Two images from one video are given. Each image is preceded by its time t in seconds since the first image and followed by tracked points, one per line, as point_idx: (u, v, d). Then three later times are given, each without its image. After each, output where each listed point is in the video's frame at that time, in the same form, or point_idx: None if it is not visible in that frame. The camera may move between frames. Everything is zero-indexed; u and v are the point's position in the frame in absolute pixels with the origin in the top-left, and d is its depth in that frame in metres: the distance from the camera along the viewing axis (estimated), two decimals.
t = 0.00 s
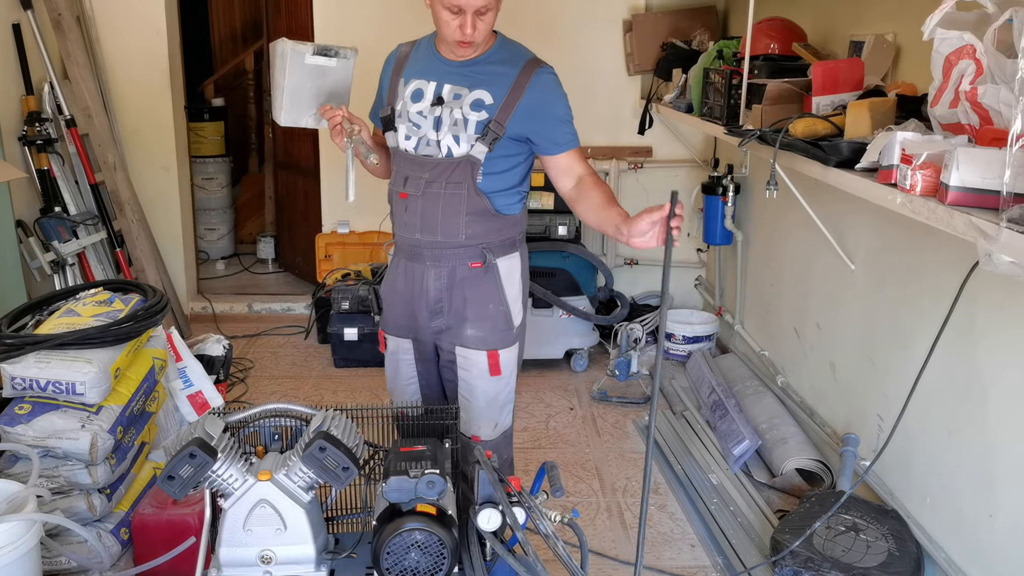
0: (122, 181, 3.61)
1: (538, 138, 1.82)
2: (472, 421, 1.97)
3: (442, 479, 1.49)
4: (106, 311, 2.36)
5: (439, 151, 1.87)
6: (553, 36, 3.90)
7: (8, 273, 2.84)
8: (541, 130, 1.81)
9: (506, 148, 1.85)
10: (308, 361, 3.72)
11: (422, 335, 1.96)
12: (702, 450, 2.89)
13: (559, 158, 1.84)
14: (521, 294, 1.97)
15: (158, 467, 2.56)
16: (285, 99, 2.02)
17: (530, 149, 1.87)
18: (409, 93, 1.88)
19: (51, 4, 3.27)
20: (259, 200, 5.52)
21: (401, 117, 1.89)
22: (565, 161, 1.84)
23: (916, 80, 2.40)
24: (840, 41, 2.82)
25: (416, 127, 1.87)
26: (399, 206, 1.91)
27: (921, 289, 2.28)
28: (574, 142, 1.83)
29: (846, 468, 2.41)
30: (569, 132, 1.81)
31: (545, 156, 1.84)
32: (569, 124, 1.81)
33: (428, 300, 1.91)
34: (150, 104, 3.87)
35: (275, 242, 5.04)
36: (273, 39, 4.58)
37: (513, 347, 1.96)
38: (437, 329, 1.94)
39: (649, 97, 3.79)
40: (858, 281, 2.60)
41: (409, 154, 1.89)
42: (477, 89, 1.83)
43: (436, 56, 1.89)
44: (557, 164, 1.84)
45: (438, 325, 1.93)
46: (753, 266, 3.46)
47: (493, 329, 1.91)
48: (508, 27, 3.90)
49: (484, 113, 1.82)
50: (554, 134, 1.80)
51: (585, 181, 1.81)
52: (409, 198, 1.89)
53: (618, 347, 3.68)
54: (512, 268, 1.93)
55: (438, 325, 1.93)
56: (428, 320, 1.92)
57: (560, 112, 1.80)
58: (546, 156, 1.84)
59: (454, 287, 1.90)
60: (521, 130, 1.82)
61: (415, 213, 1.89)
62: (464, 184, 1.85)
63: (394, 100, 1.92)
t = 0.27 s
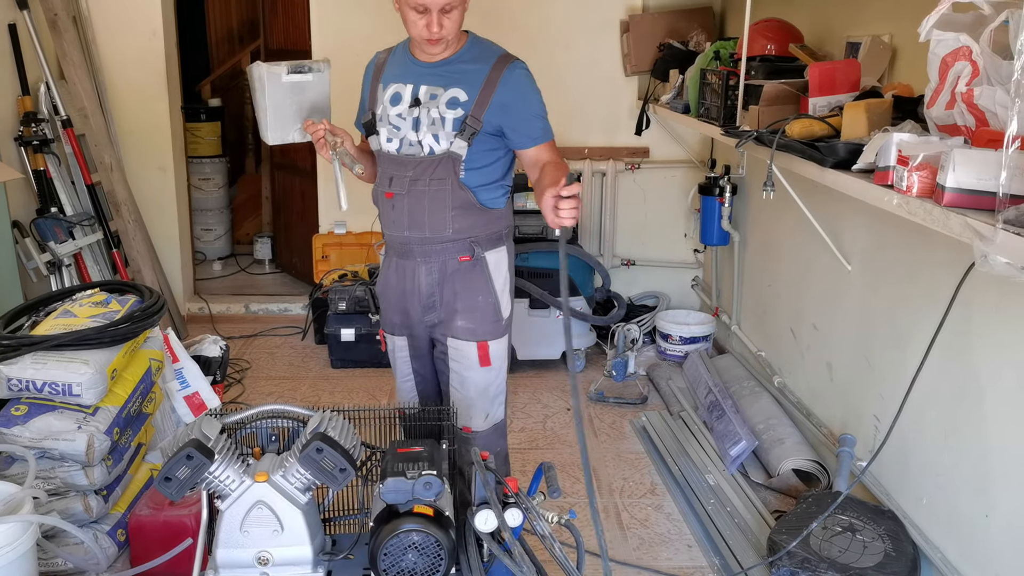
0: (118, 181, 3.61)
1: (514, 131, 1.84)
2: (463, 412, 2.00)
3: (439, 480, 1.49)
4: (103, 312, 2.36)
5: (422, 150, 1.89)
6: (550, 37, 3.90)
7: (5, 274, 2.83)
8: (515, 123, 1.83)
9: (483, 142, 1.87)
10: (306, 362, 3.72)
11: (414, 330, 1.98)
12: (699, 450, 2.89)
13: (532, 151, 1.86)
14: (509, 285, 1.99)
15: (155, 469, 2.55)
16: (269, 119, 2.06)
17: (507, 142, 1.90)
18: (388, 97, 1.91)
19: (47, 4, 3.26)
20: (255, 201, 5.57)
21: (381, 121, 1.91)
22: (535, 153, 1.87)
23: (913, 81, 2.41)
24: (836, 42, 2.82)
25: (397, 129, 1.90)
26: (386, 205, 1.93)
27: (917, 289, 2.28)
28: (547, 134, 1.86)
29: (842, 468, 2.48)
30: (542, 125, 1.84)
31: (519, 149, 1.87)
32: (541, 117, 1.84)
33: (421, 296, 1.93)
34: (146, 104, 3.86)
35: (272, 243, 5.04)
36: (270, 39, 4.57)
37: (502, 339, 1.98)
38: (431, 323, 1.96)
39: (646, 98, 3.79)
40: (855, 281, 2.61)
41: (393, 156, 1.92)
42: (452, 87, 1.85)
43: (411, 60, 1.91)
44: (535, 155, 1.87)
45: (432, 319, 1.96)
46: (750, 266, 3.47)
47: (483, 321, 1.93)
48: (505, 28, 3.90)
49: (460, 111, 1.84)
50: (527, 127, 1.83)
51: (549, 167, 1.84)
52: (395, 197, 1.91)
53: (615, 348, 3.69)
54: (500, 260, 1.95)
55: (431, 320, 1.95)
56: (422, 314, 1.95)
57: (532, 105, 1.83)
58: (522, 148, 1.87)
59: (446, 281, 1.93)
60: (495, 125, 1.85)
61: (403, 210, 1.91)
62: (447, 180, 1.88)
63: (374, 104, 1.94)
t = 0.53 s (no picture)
0: (116, 182, 3.60)
1: (494, 121, 1.86)
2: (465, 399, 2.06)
3: (438, 482, 1.48)
4: (100, 314, 2.36)
5: (414, 154, 1.93)
6: (548, 38, 3.91)
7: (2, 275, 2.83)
8: (494, 112, 1.85)
9: (469, 137, 1.91)
10: (304, 363, 3.72)
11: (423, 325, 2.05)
12: (698, 451, 2.89)
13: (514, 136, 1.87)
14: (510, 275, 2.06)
15: (153, 471, 2.55)
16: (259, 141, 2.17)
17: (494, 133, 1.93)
18: (373, 108, 1.95)
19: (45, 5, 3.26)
20: (253, 202, 5.56)
21: (370, 131, 1.96)
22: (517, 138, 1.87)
23: (910, 83, 2.41)
24: (834, 44, 2.82)
25: (386, 138, 1.95)
26: (387, 212, 1.98)
27: (915, 290, 2.28)
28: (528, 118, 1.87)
29: (841, 470, 2.47)
30: (521, 110, 1.85)
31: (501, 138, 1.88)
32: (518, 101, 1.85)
33: (429, 293, 2.00)
34: (143, 105, 3.86)
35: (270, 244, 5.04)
36: (268, 40, 4.57)
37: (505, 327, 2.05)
38: (439, 319, 2.04)
39: (644, 99, 3.79)
40: (853, 283, 2.61)
41: (387, 163, 1.95)
42: (431, 88, 1.88)
43: (388, 68, 1.94)
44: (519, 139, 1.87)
45: (440, 314, 2.03)
46: (749, 267, 3.47)
47: (487, 311, 2.00)
48: (503, 29, 3.90)
49: (441, 111, 1.88)
50: (505, 114, 1.84)
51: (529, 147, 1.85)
52: (395, 203, 1.95)
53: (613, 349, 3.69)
54: (503, 253, 2.02)
55: (439, 315, 2.03)
56: (430, 311, 2.02)
57: (508, 92, 1.84)
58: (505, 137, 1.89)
59: (452, 278, 1.99)
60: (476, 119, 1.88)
61: (404, 215, 1.95)
62: (443, 179, 1.92)
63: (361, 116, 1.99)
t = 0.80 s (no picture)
0: (117, 183, 3.60)
1: (500, 119, 1.84)
2: (482, 405, 2.02)
3: (439, 484, 1.48)
4: (101, 315, 2.35)
5: (418, 151, 1.91)
6: (548, 39, 3.91)
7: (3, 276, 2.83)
8: (500, 110, 1.83)
9: (472, 135, 1.88)
10: (305, 364, 3.72)
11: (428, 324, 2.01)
12: (699, 452, 2.89)
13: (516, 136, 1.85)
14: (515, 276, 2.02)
15: (153, 472, 2.54)
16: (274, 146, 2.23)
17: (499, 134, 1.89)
18: (381, 105, 1.94)
19: (45, 6, 3.26)
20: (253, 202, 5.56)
21: (378, 128, 1.95)
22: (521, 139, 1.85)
23: (911, 84, 2.40)
24: (836, 44, 2.82)
25: (392, 134, 1.93)
26: (390, 209, 1.95)
27: (916, 291, 2.28)
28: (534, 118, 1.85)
29: (842, 471, 2.46)
30: (528, 110, 1.83)
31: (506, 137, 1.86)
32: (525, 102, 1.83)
33: (431, 291, 1.96)
34: (143, 106, 3.85)
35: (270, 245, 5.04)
36: (269, 41, 4.57)
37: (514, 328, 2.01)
38: (443, 318, 1.99)
39: (645, 100, 3.79)
40: (854, 284, 2.61)
41: (391, 160, 1.94)
42: (436, 85, 1.86)
43: (398, 65, 1.93)
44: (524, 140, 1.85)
45: (443, 313, 1.98)
46: (750, 268, 3.46)
47: (495, 313, 1.95)
48: (502, 30, 3.90)
49: (445, 108, 1.85)
50: (512, 112, 1.82)
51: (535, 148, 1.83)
52: (398, 199, 1.92)
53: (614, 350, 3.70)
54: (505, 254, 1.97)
55: (443, 314, 1.98)
56: (434, 309, 1.98)
57: (515, 92, 1.83)
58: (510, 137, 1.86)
59: (455, 276, 1.95)
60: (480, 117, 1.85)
61: (406, 211, 1.92)
62: (445, 177, 1.88)
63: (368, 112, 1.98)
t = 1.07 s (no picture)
0: (119, 183, 3.60)
1: (529, 123, 1.81)
2: (491, 414, 1.99)
3: (442, 483, 1.48)
4: (104, 315, 2.35)
5: (444, 148, 1.89)
6: (551, 39, 3.91)
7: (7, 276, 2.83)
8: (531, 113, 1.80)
9: (502, 137, 1.85)
10: (307, 364, 3.72)
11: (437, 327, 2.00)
12: (701, 452, 2.89)
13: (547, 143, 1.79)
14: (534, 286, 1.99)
15: (156, 472, 2.54)
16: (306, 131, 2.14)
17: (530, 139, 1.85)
18: (412, 99, 1.93)
19: (48, 6, 3.26)
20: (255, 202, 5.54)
21: (406, 121, 1.94)
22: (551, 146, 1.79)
23: (916, 84, 2.40)
24: (839, 44, 2.82)
25: (419, 129, 1.92)
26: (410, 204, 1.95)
27: (920, 291, 2.28)
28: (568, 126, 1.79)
29: (847, 471, 2.36)
30: (561, 117, 1.78)
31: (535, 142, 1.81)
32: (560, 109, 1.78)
33: (443, 293, 1.94)
34: (146, 106, 3.85)
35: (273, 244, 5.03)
36: (271, 41, 4.57)
37: (527, 340, 1.97)
38: (453, 322, 1.97)
39: (648, 99, 3.79)
40: (857, 284, 2.61)
41: (415, 155, 1.93)
42: (470, 83, 1.84)
43: (435, 60, 1.93)
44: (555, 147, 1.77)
45: (454, 318, 1.96)
46: (752, 269, 3.46)
47: (507, 323, 1.93)
48: (505, 30, 3.91)
49: (477, 107, 1.83)
50: (542, 120, 1.78)
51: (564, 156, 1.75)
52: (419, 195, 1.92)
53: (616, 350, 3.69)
54: (522, 262, 1.94)
55: (454, 318, 1.96)
56: (445, 312, 1.96)
57: (550, 98, 1.78)
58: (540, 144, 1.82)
59: (468, 280, 1.93)
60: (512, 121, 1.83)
61: (425, 209, 1.91)
62: (468, 178, 1.87)
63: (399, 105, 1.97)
